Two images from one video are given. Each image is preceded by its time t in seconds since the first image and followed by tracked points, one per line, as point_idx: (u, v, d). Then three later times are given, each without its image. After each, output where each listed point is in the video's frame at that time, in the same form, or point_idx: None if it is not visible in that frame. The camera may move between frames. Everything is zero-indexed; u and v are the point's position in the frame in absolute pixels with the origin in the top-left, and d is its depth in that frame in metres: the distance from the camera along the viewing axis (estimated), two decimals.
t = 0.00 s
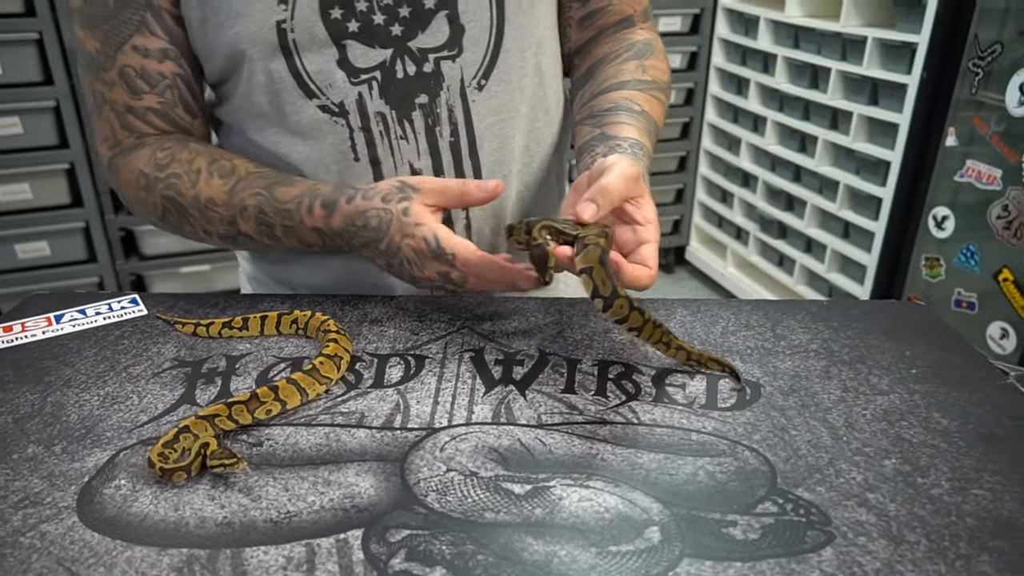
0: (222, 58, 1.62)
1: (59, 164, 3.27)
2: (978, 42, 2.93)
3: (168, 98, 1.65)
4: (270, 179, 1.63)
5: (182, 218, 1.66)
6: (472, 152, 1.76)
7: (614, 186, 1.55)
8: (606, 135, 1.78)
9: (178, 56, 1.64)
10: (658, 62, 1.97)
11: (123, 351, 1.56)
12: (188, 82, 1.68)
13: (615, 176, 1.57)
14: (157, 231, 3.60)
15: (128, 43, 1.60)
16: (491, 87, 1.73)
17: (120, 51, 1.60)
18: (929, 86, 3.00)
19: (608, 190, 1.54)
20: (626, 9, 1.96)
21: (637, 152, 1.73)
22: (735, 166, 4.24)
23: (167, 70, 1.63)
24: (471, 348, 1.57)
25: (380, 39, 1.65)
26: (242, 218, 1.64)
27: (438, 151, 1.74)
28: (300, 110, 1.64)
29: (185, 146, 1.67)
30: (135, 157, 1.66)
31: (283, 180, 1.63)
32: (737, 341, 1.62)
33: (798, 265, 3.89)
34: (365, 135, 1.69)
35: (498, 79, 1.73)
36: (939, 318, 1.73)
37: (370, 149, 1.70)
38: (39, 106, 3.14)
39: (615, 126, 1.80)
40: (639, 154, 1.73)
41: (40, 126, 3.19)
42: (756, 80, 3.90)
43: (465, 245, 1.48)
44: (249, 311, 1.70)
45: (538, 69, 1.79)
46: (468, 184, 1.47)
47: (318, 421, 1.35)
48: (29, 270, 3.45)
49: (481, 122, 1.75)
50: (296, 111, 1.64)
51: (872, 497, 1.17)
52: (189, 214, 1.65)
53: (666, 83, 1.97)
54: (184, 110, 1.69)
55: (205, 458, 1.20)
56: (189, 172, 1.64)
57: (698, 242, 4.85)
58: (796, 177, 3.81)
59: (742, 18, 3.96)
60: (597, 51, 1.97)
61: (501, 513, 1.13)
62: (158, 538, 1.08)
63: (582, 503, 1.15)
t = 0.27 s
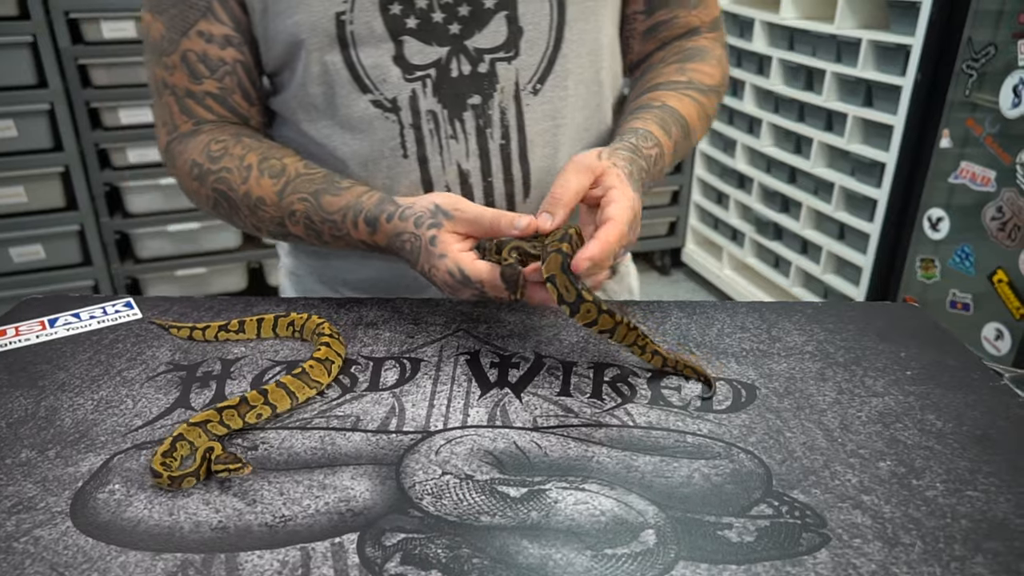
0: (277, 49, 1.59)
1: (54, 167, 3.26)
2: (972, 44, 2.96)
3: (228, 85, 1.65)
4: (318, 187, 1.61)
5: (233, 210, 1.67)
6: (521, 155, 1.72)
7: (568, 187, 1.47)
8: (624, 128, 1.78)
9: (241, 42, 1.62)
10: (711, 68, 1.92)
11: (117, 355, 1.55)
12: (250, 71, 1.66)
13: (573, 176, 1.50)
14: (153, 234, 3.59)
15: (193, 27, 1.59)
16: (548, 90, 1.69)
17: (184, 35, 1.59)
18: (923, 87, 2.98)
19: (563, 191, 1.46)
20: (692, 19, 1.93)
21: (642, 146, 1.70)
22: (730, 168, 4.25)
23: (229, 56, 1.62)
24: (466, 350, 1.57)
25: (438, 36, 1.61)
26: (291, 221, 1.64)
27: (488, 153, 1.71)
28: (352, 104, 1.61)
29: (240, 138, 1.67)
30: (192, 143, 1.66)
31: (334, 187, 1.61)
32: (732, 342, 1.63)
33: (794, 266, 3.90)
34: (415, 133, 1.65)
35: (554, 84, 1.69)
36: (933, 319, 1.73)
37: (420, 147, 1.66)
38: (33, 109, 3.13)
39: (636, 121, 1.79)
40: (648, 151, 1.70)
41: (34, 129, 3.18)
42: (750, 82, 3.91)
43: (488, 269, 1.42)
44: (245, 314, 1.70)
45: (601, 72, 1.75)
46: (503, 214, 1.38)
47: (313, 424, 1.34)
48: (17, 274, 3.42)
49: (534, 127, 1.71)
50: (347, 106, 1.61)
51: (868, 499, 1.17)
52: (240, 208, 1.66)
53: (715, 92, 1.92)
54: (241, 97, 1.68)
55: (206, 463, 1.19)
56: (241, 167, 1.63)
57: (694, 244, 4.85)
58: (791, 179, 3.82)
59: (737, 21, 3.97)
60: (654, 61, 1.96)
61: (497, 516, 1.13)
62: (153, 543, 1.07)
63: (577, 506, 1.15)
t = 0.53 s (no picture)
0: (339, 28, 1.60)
1: (53, 166, 3.25)
2: (971, 44, 2.97)
3: (290, 61, 1.69)
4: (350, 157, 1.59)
5: (273, 175, 1.68)
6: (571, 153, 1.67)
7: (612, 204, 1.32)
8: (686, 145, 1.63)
9: (305, 21, 1.66)
10: (793, 85, 1.71)
11: (118, 354, 1.55)
12: (313, 49, 1.70)
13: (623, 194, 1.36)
14: (152, 233, 3.59)
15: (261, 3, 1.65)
16: (607, 91, 1.63)
17: (254, 10, 1.66)
18: (923, 87, 2.97)
19: (604, 208, 1.31)
20: (778, 35, 1.73)
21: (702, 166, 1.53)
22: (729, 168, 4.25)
23: (292, 33, 1.66)
24: (467, 349, 1.57)
25: (497, 26, 1.58)
26: (320, 187, 1.62)
27: (535, 149, 1.66)
28: (406, 87, 1.61)
29: (295, 109, 1.71)
30: (251, 113, 1.72)
31: (367, 157, 1.60)
32: (733, 341, 1.63)
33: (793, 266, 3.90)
34: (463, 121, 1.63)
35: (611, 86, 1.63)
36: (933, 319, 1.74)
37: (466, 135, 1.64)
38: (32, 108, 3.12)
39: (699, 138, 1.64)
40: (706, 170, 1.53)
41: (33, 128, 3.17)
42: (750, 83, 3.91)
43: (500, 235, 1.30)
44: (245, 313, 1.70)
45: (666, 80, 1.66)
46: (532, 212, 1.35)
47: (314, 423, 1.34)
48: (15, 272, 3.41)
49: (584, 128, 1.65)
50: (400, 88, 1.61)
51: (868, 498, 1.17)
52: (280, 174, 1.67)
53: (795, 110, 1.71)
54: (301, 74, 1.72)
55: (216, 465, 1.20)
56: (287, 135, 1.65)
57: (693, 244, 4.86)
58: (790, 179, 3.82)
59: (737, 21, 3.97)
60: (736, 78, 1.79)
61: (498, 514, 1.13)
62: (154, 541, 1.07)
63: (579, 505, 1.15)
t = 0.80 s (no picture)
0: (390, 14, 1.63)
1: (55, 165, 3.25)
2: (972, 45, 2.97)
3: (348, 40, 1.74)
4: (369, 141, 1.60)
5: (312, 148, 1.75)
6: (593, 157, 1.67)
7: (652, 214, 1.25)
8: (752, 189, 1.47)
9: (365, 5, 1.69)
10: (876, 118, 1.53)
11: (122, 351, 1.56)
12: (369, 32, 1.73)
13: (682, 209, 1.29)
14: (153, 232, 3.59)
15: None
16: (636, 97, 1.62)
17: None
18: (924, 87, 3.02)
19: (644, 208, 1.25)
20: (856, 56, 1.56)
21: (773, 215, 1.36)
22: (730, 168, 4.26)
23: (351, 16, 1.71)
24: (470, 347, 1.58)
25: (534, 25, 1.59)
26: (345, 167, 1.64)
27: (558, 150, 1.66)
28: (442, 79, 1.64)
29: (345, 90, 1.77)
30: (308, 87, 1.80)
31: (386, 142, 1.59)
32: (736, 340, 1.63)
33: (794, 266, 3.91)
34: (490, 116, 1.65)
35: (643, 93, 1.62)
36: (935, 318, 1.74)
37: (493, 129, 1.65)
38: (34, 106, 3.12)
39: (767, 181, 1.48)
40: (775, 219, 1.36)
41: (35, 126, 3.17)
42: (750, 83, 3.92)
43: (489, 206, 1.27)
44: (248, 310, 1.70)
45: (704, 92, 1.62)
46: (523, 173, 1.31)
47: (318, 420, 1.35)
48: (15, 271, 3.41)
49: (612, 133, 1.65)
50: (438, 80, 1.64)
51: (871, 495, 1.18)
52: (317, 148, 1.73)
53: (879, 147, 1.53)
54: (358, 57, 1.77)
55: (229, 460, 1.20)
56: (329, 111, 1.72)
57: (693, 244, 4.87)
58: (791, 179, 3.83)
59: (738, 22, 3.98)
60: (809, 105, 1.62)
61: (502, 511, 1.14)
62: (159, 537, 1.08)
63: (583, 502, 1.16)
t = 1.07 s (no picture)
0: (425, 11, 1.71)
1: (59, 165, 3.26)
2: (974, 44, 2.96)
3: (390, 37, 1.83)
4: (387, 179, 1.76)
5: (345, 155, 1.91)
6: (609, 161, 1.66)
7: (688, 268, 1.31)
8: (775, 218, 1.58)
9: (409, 4, 1.77)
10: (905, 148, 1.60)
11: (128, 350, 1.56)
12: (411, 29, 1.80)
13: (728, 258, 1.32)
14: (156, 231, 3.60)
15: None
16: (655, 103, 1.61)
17: None
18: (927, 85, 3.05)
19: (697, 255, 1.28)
20: (887, 74, 1.58)
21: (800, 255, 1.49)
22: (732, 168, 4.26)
23: (394, 13, 1.79)
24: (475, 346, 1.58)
25: (560, 26, 1.61)
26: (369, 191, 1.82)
27: (576, 153, 1.67)
28: (469, 75, 1.69)
29: (379, 98, 1.88)
30: (350, 89, 1.92)
31: (403, 181, 1.74)
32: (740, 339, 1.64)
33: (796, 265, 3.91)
34: (512, 114, 1.67)
35: (663, 100, 1.61)
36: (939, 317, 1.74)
37: (512, 127, 1.68)
38: (38, 107, 3.13)
39: (791, 213, 1.57)
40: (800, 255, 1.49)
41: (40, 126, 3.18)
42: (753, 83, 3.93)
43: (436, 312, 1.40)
44: (254, 310, 1.71)
45: (727, 101, 1.60)
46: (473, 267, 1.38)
47: (324, 419, 1.35)
48: (18, 271, 3.42)
49: (629, 139, 1.64)
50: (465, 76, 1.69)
51: (876, 494, 1.18)
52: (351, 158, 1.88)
53: (903, 179, 1.62)
54: (399, 55, 1.86)
55: (247, 458, 1.21)
56: (360, 126, 1.86)
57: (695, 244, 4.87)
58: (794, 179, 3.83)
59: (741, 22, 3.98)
60: (838, 117, 1.66)
61: (508, 509, 1.14)
62: (167, 535, 1.08)
63: (588, 500, 1.16)
